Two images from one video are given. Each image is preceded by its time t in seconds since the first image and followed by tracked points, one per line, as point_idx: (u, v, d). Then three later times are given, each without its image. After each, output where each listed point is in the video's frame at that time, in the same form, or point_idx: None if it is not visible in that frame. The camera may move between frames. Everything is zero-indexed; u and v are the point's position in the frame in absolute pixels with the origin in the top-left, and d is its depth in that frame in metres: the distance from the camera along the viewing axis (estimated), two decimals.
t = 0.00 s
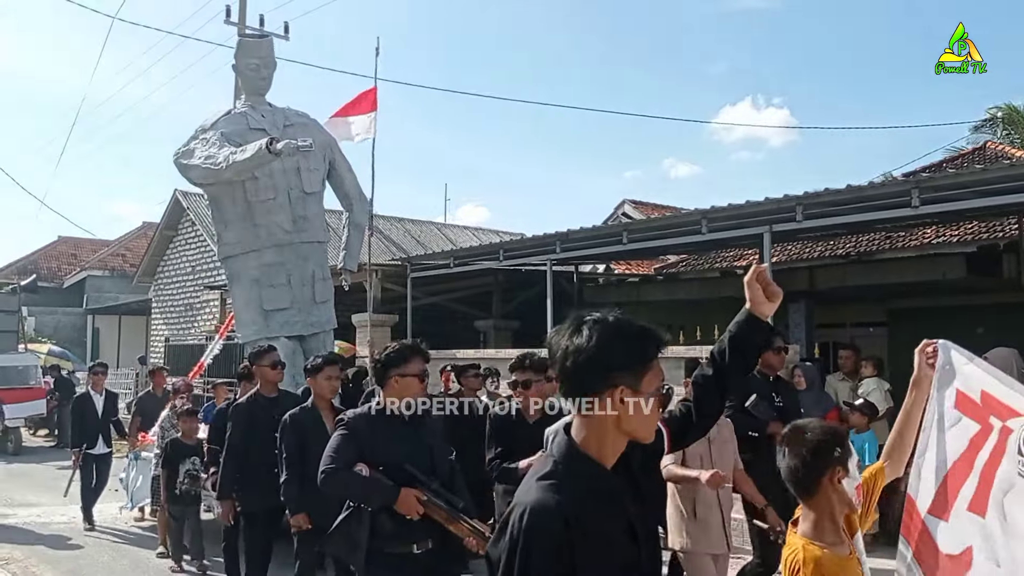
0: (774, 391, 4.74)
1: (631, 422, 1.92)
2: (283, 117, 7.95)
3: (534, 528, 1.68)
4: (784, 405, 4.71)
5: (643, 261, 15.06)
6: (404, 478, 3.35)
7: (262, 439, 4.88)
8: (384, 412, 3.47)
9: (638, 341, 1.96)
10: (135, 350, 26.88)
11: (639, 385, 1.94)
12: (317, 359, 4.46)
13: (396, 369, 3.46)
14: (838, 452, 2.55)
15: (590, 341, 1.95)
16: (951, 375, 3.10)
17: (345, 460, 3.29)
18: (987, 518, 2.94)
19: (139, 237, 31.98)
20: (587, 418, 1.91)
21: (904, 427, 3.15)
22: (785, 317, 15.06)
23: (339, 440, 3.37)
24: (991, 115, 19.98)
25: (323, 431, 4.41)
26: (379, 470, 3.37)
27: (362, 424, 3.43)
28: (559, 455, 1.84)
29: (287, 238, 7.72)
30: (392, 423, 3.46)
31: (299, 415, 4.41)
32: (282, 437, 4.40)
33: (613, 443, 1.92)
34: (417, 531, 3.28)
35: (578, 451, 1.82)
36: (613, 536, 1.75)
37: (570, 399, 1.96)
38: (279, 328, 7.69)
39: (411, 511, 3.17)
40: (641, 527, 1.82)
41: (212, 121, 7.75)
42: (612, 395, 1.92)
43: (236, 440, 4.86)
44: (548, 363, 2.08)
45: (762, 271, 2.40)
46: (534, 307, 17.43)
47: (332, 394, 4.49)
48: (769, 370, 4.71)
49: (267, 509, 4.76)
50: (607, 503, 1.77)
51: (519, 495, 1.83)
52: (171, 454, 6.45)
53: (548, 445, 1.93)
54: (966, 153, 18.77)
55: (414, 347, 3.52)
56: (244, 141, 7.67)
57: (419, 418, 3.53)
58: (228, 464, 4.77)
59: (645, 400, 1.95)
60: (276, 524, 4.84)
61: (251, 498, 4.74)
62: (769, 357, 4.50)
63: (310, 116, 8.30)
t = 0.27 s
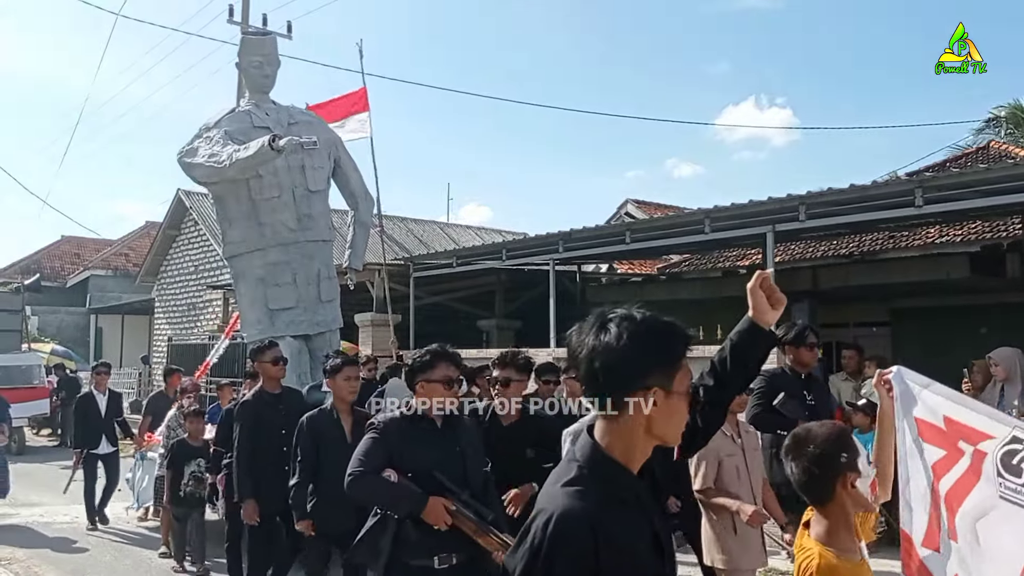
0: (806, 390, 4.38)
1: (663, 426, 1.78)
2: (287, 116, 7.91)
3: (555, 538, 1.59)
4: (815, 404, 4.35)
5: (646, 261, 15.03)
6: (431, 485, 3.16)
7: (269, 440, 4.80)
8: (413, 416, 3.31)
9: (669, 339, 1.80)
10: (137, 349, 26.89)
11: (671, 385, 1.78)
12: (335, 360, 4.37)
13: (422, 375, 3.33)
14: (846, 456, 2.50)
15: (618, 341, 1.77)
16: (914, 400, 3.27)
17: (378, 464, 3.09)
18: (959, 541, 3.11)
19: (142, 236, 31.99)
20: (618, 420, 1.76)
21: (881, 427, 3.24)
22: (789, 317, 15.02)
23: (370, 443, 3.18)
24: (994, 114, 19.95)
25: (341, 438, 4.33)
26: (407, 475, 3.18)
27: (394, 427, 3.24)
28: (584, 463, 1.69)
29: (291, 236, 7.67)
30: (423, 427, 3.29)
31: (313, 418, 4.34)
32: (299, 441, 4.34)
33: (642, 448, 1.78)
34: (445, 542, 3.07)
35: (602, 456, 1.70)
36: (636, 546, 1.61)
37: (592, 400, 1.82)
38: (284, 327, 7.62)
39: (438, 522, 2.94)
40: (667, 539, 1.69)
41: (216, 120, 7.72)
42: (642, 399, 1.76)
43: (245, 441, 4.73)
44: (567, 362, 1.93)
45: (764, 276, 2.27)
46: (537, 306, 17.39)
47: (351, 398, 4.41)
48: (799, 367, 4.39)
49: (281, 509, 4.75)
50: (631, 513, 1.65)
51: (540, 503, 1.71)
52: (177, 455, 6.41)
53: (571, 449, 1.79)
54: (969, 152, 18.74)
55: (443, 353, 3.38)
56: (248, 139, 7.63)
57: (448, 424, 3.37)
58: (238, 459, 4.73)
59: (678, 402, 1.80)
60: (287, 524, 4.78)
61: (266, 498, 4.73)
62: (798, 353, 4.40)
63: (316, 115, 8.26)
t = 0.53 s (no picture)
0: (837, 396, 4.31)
1: (701, 431, 1.73)
2: (293, 113, 7.78)
3: (590, 549, 1.54)
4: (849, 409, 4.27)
5: (649, 260, 15.01)
6: (475, 485, 3.01)
7: (282, 440, 4.72)
8: (457, 416, 3.14)
9: (704, 342, 1.74)
10: (140, 349, 26.89)
11: (709, 389, 1.72)
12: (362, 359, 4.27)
13: (461, 370, 3.15)
14: (882, 471, 2.42)
15: (651, 342, 1.73)
16: (909, 372, 3.07)
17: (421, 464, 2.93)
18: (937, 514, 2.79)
19: (145, 235, 31.99)
20: (652, 428, 1.71)
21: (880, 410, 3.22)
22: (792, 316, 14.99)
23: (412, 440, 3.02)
24: (998, 112, 19.88)
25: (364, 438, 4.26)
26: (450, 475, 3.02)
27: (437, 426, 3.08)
28: (616, 468, 1.64)
29: (297, 235, 7.53)
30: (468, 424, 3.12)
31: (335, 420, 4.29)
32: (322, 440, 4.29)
33: (679, 455, 1.73)
34: (490, 545, 2.91)
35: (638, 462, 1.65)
36: (670, 557, 1.57)
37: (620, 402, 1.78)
38: (291, 326, 7.52)
39: (482, 522, 2.80)
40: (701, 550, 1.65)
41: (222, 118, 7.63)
42: (681, 405, 1.71)
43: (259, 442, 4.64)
44: (597, 364, 1.88)
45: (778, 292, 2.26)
46: (539, 306, 17.36)
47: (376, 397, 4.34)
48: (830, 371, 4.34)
49: (297, 510, 4.69)
50: (669, 525, 1.60)
51: (570, 505, 1.67)
52: (186, 455, 6.38)
53: (603, 454, 1.74)
54: (973, 152, 18.70)
55: (481, 350, 3.19)
56: (253, 137, 7.52)
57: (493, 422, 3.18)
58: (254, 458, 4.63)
59: (716, 405, 1.74)
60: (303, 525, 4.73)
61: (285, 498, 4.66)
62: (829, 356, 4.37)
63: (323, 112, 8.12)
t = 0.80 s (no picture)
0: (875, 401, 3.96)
1: (760, 443, 1.67)
2: (305, 110, 7.50)
3: (656, 566, 1.47)
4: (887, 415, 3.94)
5: (654, 260, 14.99)
6: (508, 492, 2.94)
7: (301, 443, 4.69)
8: (488, 418, 3.08)
9: (756, 348, 1.68)
10: (146, 347, 26.91)
11: (766, 397, 1.66)
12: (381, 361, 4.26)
13: (489, 372, 3.08)
14: (916, 472, 2.39)
15: (699, 350, 1.67)
16: (941, 359, 2.74)
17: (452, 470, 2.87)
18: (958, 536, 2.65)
19: (151, 234, 32.06)
20: (711, 438, 1.66)
21: (919, 410, 3.05)
22: (797, 316, 14.94)
23: (441, 445, 2.97)
24: (1004, 111, 19.82)
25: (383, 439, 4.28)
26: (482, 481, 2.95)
27: (467, 430, 3.02)
28: (672, 482, 1.61)
29: (309, 234, 7.24)
30: (499, 427, 3.05)
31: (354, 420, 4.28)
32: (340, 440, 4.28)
33: (739, 464, 1.68)
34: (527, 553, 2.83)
35: (694, 476, 1.61)
36: None
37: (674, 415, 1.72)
38: (299, 325, 7.19)
39: (516, 528, 2.68)
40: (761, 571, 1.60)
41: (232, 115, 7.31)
42: (732, 415, 1.64)
43: (278, 443, 4.62)
44: (646, 379, 1.85)
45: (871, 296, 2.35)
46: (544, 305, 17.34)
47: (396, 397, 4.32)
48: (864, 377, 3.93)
49: (315, 514, 4.62)
50: (727, 543, 1.54)
51: (626, 521, 1.63)
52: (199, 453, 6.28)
53: (660, 469, 1.70)
54: (979, 151, 18.64)
55: (507, 348, 3.11)
56: (264, 135, 7.20)
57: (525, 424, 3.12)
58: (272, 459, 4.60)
59: (775, 413, 1.68)
60: (325, 530, 4.67)
61: (299, 502, 4.61)
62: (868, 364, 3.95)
63: (335, 109, 7.84)
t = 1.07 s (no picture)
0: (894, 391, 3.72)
1: (844, 451, 1.59)
2: (317, 106, 6.93)
3: None
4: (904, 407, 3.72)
5: (658, 260, 14.98)
6: (535, 503, 2.88)
7: (323, 439, 4.51)
8: (508, 425, 3.03)
9: (841, 352, 1.59)
10: (150, 345, 26.97)
11: (850, 403, 1.58)
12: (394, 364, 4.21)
13: (506, 378, 3.05)
14: (963, 470, 2.37)
15: (781, 354, 1.58)
16: (1001, 360, 2.78)
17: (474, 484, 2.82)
18: None
19: (156, 233, 32.15)
20: (791, 446, 1.57)
21: (974, 408, 2.95)
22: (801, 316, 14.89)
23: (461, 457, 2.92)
24: (1010, 111, 19.74)
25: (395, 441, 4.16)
26: (507, 493, 2.89)
27: (487, 439, 2.96)
28: (749, 493, 1.55)
29: (320, 232, 6.69)
30: (520, 435, 3.00)
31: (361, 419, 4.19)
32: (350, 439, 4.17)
33: (821, 476, 1.59)
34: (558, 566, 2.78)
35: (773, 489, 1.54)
36: None
37: (748, 421, 1.64)
38: (309, 325, 6.65)
39: (547, 544, 2.65)
40: None
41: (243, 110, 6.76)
42: (816, 420, 1.56)
43: (293, 436, 4.48)
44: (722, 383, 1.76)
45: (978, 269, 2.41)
46: (548, 305, 17.32)
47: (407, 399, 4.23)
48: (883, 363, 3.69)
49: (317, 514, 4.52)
50: (814, 557, 1.46)
51: (704, 540, 1.57)
52: (211, 451, 6.10)
53: (735, 479, 1.64)
54: (984, 151, 18.59)
55: (525, 353, 3.11)
56: (275, 132, 6.65)
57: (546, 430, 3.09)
58: (283, 450, 4.49)
59: (859, 422, 1.60)
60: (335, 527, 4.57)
61: (303, 502, 4.51)
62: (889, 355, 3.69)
63: (348, 107, 7.26)
